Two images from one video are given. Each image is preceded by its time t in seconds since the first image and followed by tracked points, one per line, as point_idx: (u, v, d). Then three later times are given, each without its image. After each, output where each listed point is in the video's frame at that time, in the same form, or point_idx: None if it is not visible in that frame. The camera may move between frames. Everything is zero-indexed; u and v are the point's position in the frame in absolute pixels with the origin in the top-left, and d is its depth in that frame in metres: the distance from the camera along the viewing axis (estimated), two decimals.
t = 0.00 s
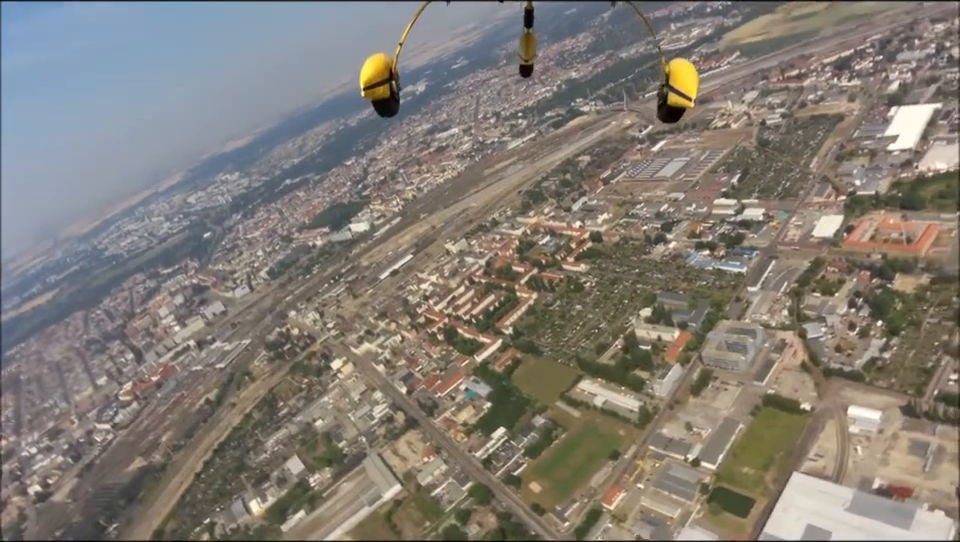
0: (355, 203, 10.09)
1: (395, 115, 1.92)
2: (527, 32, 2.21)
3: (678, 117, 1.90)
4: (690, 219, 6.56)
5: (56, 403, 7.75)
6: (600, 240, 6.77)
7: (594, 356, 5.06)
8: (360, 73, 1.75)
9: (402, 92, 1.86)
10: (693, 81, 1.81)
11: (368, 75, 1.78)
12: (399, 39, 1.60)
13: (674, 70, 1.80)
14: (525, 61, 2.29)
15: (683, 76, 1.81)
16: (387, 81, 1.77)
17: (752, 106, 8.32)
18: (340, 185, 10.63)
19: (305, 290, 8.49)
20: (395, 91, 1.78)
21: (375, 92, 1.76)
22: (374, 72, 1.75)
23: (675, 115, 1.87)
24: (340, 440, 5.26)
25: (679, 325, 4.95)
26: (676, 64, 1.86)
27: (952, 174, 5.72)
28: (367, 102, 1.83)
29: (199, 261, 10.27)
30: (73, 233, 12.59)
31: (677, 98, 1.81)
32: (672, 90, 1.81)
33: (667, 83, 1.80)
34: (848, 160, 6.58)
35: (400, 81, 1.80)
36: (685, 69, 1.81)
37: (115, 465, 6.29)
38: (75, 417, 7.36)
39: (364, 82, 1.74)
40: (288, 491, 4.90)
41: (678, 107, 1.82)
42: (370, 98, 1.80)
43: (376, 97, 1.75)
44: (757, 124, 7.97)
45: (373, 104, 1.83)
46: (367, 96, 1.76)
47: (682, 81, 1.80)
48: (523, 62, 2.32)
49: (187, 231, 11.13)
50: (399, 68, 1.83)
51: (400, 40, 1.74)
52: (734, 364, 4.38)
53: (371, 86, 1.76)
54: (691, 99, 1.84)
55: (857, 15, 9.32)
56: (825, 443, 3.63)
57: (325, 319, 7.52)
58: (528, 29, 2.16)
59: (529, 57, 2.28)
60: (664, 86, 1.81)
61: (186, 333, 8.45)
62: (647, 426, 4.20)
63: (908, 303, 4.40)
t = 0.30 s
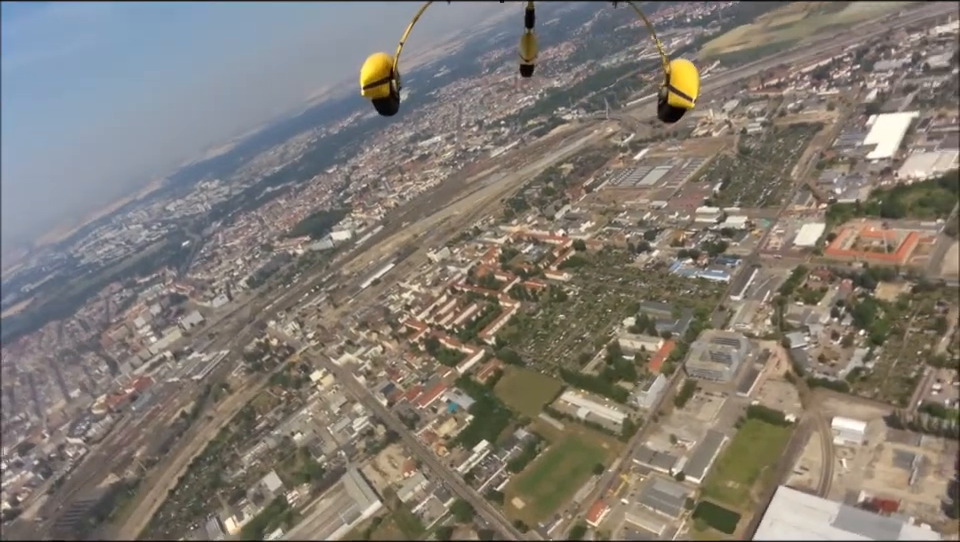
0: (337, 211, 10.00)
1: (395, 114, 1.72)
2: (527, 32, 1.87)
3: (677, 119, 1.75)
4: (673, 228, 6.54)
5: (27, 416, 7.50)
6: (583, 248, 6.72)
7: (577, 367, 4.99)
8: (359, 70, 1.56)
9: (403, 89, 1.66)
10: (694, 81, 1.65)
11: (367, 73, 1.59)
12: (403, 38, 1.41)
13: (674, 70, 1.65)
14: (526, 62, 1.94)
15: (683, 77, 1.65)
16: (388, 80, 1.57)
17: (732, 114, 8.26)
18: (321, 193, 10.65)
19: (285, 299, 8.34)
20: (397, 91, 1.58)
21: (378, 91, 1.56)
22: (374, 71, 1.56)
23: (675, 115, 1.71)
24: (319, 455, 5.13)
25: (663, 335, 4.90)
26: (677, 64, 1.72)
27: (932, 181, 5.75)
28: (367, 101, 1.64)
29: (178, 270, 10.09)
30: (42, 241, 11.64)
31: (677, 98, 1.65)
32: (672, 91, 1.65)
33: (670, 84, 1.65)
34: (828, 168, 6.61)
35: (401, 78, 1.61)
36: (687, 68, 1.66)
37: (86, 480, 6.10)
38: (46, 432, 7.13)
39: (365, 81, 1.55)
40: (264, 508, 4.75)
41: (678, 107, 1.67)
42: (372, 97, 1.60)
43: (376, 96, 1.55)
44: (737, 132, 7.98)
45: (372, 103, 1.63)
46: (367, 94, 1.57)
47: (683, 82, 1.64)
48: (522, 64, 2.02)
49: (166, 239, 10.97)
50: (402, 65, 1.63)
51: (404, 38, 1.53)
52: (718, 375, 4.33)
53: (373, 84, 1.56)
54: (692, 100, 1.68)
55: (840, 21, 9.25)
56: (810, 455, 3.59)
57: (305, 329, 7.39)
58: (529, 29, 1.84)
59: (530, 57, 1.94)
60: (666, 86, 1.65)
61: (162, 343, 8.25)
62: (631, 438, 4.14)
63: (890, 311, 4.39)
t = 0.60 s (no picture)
0: (323, 225, 9.88)
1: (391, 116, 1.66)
2: (526, 32, 1.78)
3: (676, 119, 1.64)
4: (661, 235, 6.49)
5: (7, 442, 7.21)
6: (571, 258, 6.65)
7: (568, 381, 4.90)
8: (356, 69, 1.52)
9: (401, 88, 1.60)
10: (693, 81, 1.56)
11: (364, 71, 1.54)
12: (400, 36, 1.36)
13: (671, 70, 1.56)
14: (525, 63, 1.84)
15: (680, 75, 1.55)
16: (385, 79, 1.52)
17: (717, 119, 8.24)
18: (306, 206, 10.49)
19: (271, 316, 8.21)
20: (395, 90, 1.53)
21: (375, 89, 1.53)
22: (371, 69, 1.51)
23: (673, 116, 1.62)
24: (307, 476, 4.99)
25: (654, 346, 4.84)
26: (678, 63, 1.63)
27: (919, 184, 5.76)
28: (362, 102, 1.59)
29: (162, 287, 9.90)
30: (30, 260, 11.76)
31: (674, 100, 1.57)
32: (669, 91, 1.56)
33: (664, 84, 1.56)
34: (814, 172, 6.61)
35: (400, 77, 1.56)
36: (688, 67, 1.56)
37: (68, 508, 5.89)
38: (27, 457, 6.88)
39: (362, 78, 1.50)
40: (252, 533, 4.62)
41: (676, 109, 1.58)
42: (369, 95, 1.55)
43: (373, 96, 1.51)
44: (723, 138, 7.91)
45: (369, 102, 1.58)
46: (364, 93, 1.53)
47: (679, 82, 1.55)
48: (520, 63, 1.92)
49: (150, 255, 10.82)
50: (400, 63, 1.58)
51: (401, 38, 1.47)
52: (711, 387, 4.27)
53: (370, 83, 1.52)
54: (691, 100, 1.59)
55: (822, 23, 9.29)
56: (807, 468, 3.54)
57: (292, 346, 7.26)
58: (527, 28, 1.74)
59: (528, 58, 1.83)
60: (661, 87, 1.57)
61: (147, 364, 8.03)
62: (624, 454, 4.06)
63: (882, 318, 4.37)
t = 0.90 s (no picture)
0: (314, 235, 9.81)
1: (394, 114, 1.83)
2: (528, 35, 1.86)
3: (680, 118, 1.84)
4: (653, 238, 6.45)
5: None
6: (564, 263, 6.60)
7: (564, 389, 4.84)
8: (360, 72, 1.68)
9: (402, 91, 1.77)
10: (695, 82, 1.74)
11: (369, 75, 1.70)
12: (404, 41, 1.53)
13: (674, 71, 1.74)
14: (526, 64, 1.92)
15: (684, 76, 1.73)
16: (387, 81, 1.68)
17: (707, 119, 8.05)
18: (297, 216, 10.45)
19: (262, 330, 8.12)
20: (397, 92, 1.70)
21: (378, 92, 1.68)
22: (374, 72, 1.67)
23: (676, 115, 1.81)
24: (300, 493, 4.89)
25: (650, 351, 4.78)
26: (679, 65, 1.80)
27: (910, 179, 5.75)
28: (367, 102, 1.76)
29: (152, 302, 9.39)
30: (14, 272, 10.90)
31: (677, 99, 1.75)
32: (672, 91, 1.74)
33: (668, 85, 1.74)
34: (804, 170, 6.59)
35: (402, 80, 1.72)
36: (689, 70, 1.75)
37: (57, 532, 5.76)
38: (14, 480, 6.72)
39: (367, 81, 1.66)
40: None
41: (678, 108, 1.77)
42: (372, 97, 1.72)
43: (377, 97, 1.68)
44: (712, 136, 7.91)
45: (373, 103, 1.76)
46: (366, 96, 1.69)
47: (683, 83, 1.73)
48: (522, 66, 2.01)
49: (138, 268, 10.20)
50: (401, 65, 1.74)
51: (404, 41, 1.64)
52: (708, 391, 4.21)
53: (374, 85, 1.68)
54: (693, 101, 1.77)
55: (808, 18, 9.17)
56: (806, 472, 3.48)
57: (284, 360, 7.17)
58: (531, 31, 1.83)
59: (531, 58, 1.91)
60: (665, 87, 1.75)
61: (136, 381, 7.68)
62: (622, 462, 3.99)
63: (877, 316, 4.32)
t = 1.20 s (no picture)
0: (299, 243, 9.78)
1: (397, 110, 1.79)
2: (531, 32, 1.90)
3: (682, 116, 1.77)
4: (640, 242, 6.42)
5: None
6: (551, 269, 6.54)
7: (554, 397, 4.78)
8: (362, 69, 1.61)
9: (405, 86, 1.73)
10: (698, 79, 1.68)
11: (371, 72, 1.64)
12: (407, 36, 1.47)
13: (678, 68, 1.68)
14: (530, 62, 1.97)
15: (689, 74, 1.67)
16: (390, 78, 1.63)
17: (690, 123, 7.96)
18: (281, 225, 10.60)
19: (246, 341, 7.98)
20: (400, 89, 1.65)
21: (381, 89, 1.62)
22: (376, 68, 1.61)
23: (680, 113, 1.74)
24: (285, 510, 4.77)
25: (640, 357, 4.73)
26: (682, 65, 1.75)
27: (892, 180, 5.79)
28: (369, 99, 1.71)
29: (134, 314, 9.11)
30: None
31: (681, 97, 1.68)
32: (676, 89, 1.67)
33: (672, 82, 1.68)
34: (788, 172, 6.60)
35: (404, 76, 1.68)
36: (692, 68, 1.69)
37: None
38: None
39: (368, 79, 1.60)
40: None
41: (682, 106, 1.69)
42: (374, 94, 1.65)
43: (380, 94, 1.61)
44: (696, 139, 7.88)
45: (374, 99, 1.70)
46: (368, 93, 1.62)
47: (688, 81, 1.67)
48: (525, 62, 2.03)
49: (121, 281, 9.71)
50: (403, 61, 1.69)
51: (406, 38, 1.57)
52: (699, 398, 4.18)
53: (375, 83, 1.61)
54: (696, 98, 1.70)
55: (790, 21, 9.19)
56: (800, 479, 3.45)
57: (269, 373, 7.04)
58: (534, 28, 1.86)
59: (534, 56, 1.96)
60: (668, 85, 1.69)
61: (118, 398, 7.39)
62: (614, 471, 3.94)
63: (866, 318, 4.32)
